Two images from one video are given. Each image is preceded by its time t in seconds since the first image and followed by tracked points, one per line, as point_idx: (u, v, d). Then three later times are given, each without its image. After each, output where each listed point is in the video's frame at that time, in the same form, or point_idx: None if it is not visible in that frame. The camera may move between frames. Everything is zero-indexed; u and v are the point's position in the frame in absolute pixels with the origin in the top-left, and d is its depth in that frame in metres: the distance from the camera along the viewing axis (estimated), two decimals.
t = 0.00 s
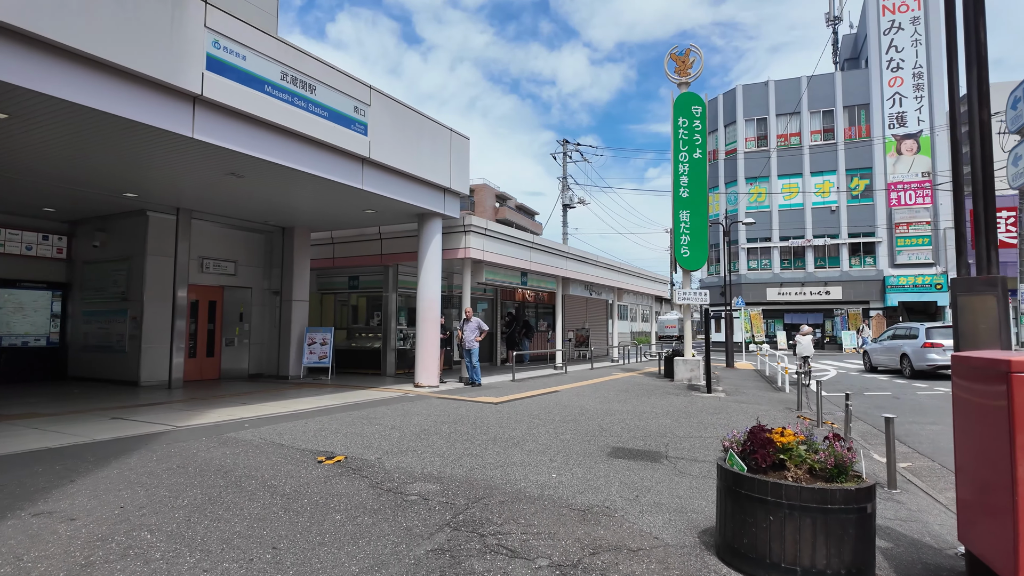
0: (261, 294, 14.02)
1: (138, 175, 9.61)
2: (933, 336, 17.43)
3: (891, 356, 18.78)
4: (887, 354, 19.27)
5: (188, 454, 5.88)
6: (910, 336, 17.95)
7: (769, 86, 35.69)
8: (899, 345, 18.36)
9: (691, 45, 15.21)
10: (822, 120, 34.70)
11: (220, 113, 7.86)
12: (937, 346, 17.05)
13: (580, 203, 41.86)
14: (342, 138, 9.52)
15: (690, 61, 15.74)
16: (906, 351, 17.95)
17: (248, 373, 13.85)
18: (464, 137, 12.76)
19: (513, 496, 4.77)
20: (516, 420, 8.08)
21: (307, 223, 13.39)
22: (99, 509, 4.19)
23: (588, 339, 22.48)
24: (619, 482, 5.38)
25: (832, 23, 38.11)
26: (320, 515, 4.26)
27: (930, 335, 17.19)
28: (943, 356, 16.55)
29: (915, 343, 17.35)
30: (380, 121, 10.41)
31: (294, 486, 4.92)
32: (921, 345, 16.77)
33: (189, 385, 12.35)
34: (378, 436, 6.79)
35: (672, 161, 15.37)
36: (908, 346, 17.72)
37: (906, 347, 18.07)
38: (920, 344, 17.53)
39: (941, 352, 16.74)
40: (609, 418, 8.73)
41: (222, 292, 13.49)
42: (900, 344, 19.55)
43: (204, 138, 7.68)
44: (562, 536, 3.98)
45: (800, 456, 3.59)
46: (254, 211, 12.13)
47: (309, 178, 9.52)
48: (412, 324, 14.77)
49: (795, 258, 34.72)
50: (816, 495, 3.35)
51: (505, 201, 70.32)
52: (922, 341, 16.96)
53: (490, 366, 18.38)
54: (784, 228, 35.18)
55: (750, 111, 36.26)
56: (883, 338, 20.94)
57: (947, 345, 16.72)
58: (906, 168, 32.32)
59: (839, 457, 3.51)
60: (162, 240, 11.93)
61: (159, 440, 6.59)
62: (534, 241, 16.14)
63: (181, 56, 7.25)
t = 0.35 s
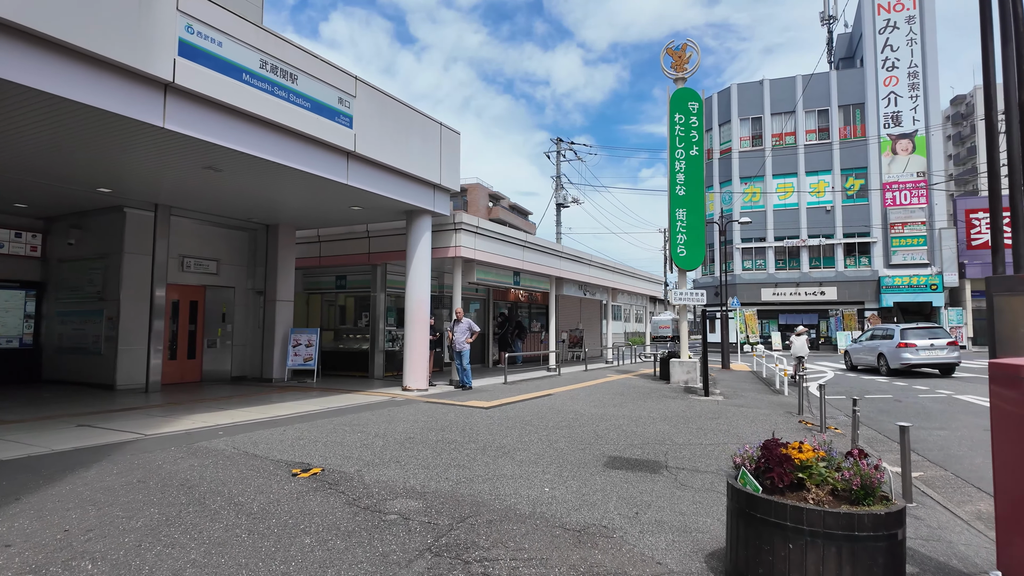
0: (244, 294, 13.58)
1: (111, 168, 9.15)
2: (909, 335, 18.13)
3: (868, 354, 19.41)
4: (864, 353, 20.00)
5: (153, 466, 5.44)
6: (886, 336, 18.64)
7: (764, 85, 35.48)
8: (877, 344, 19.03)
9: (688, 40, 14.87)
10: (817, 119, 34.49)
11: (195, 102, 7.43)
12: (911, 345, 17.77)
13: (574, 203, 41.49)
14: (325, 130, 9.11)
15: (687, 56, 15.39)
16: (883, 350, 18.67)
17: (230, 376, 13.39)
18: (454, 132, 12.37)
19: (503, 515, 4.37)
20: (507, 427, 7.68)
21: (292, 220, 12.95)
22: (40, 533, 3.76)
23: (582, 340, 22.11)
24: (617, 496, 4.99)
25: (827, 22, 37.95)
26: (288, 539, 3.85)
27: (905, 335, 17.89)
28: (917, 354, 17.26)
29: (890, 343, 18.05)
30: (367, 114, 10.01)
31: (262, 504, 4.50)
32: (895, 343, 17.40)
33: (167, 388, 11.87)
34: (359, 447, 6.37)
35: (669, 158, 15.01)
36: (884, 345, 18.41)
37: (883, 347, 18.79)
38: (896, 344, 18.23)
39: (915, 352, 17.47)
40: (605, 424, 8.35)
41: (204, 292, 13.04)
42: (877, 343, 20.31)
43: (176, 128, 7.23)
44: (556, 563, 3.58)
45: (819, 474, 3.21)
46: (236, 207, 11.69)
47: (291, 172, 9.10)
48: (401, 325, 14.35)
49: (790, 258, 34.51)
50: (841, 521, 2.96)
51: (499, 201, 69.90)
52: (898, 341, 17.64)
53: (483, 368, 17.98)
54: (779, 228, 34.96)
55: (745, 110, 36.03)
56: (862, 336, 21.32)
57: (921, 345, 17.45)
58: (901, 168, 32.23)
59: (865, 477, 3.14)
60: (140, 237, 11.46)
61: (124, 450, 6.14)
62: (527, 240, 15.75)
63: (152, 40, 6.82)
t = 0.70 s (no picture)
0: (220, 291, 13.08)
1: (72, 158, 8.63)
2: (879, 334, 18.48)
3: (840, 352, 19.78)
4: (837, 350, 20.30)
5: (103, 478, 4.97)
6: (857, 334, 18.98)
7: (753, 83, 35.35)
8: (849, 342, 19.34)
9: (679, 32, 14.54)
10: (806, 118, 34.39)
11: (159, 85, 6.95)
12: (881, 344, 18.12)
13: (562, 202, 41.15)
14: (302, 119, 8.66)
15: (678, 49, 15.05)
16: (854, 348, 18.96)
17: (205, 377, 12.86)
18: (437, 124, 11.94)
19: (484, 533, 3.96)
20: (491, 431, 7.25)
21: (270, 215, 12.44)
22: None
23: (570, 339, 21.74)
24: (608, 509, 4.59)
25: (816, 21, 37.89)
26: (239, 563, 3.41)
27: (876, 333, 18.21)
28: (887, 352, 17.57)
29: (862, 341, 18.36)
30: (346, 103, 9.56)
31: (217, 522, 4.04)
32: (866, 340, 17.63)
33: (137, 390, 11.32)
34: (332, 455, 5.92)
35: (659, 153, 14.68)
36: (856, 343, 18.72)
37: (854, 345, 19.12)
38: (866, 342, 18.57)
39: (885, 350, 17.80)
40: (594, 427, 7.96)
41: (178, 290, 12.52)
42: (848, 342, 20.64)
43: (137, 113, 6.73)
44: None
45: (836, 491, 2.84)
46: (210, 200, 11.17)
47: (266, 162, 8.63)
48: (384, 324, 13.88)
49: (779, 257, 34.40)
50: (866, 547, 2.58)
51: (487, 199, 69.43)
52: (869, 339, 17.93)
53: (469, 368, 17.54)
54: (768, 227, 34.84)
55: (735, 108, 35.88)
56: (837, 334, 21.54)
57: (891, 343, 17.80)
58: (889, 167, 32.27)
59: (893, 495, 2.74)
60: (108, 232, 10.92)
61: (75, 459, 5.65)
62: (514, 236, 15.31)
63: (110, 16, 6.34)
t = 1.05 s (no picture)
0: (197, 290, 12.57)
1: (34, 147, 8.10)
2: (856, 334, 18.99)
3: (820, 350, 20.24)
4: (816, 350, 20.72)
5: (47, 494, 4.49)
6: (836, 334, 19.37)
7: (745, 81, 35.13)
8: (827, 341, 19.81)
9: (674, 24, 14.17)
10: (798, 116, 34.19)
11: (122, 65, 6.44)
12: (858, 343, 18.64)
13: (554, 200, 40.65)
14: (279, 106, 8.20)
15: (673, 41, 14.69)
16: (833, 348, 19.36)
17: (183, 379, 12.34)
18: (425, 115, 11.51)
19: (467, 557, 3.54)
20: (478, 437, 6.82)
21: (249, 210, 11.94)
22: None
23: (562, 339, 21.34)
24: (606, 527, 4.17)
25: (808, 19, 37.72)
26: None
27: (853, 333, 18.70)
28: (864, 351, 18.03)
29: (840, 340, 18.77)
30: (326, 90, 9.10)
31: (167, 547, 3.59)
32: (846, 339, 17.92)
33: (109, 392, 10.79)
34: (305, 466, 5.46)
35: (653, 148, 14.31)
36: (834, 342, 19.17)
37: (833, 344, 19.54)
38: (845, 342, 18.98)
39: (863, 349, 18.26)
40: (588, 432, 7.56)
41: (153, 288, 12.00)
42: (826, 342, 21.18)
43: (97, 96, 6.22)
44: None
45: (872, 515, 2.45)
46: (185, 194, 10.66)
47: (240, 151, 8.13)
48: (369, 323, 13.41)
49: (771, 256, 34.22)
50: None
51: (478, 198, 68.93)
52: (847, 338, 18.36)
53: (459, 368, 17.11)
54: (760, 226, 34.62)
55: (727, 106, 35.66)
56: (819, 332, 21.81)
57: (868, 342, 18.29)
58: (882, 166, 32.16)
59: (945, 523, 2.32)
60: (76, 226, 10.37)
61: (22, 471, 5.16)
62: (505, 233, 14.88)
63: None
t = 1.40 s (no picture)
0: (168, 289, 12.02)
1: None
2: (828, 335, 19.43)
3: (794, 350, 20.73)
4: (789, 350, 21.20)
5: None
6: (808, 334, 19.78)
7: (733, 81, 35.04)
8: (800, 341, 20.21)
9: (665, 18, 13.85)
10: (786, 116, 34.14)
11: (74, 45, 5.94)
12: (830, 343, 19.10)
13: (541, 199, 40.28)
14: (250, 94, 7.72)
15: (663, 36, 14.36)
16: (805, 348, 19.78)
17: (152, 382, 11.77)
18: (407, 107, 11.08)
19: None
20: (461, 447, 6.40)
21: (223, 205, 11.41)
22: None
23: (549, 340, 20.99)
24: (599, 551, 3.77)
25: (796, 20, 37.74)
26: None
27: (825, 333, 19.15)
28: (837, 350, 18.48)
29: (814, 340, 19.17)
30: (302, 79, 8.64)
31: None
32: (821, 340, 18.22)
33: (72, 397, 10.21)
34: (269, 481, 5.00)
35: (643, 144, 13.98)
36: (807, 342, 19.57)
37: (805, 344, 19.94)
38: (817, 342, 19.41)
39: (835, 348, 18.74)
40: (578, 440, 7.17)
41: (121, 287, 11.44)
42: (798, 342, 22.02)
43: (46, 77, 5.73)
44: None
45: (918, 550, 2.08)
46: (154, 188, 10.12)
47: (208, 141, 7.64)
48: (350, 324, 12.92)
49: (759, 257, 34.16)
50: None
51: (465, 197, 68.44)
52: (820, 339, 18.81)
53: (444, 370, 16.67)
54: (747, 226, 34.53)
55: (715, 106, 35.54)
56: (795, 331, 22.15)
57: (840, 342, 18.79)
58: (869, 167, 32.20)
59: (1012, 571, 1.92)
60: (37, 222, 9.78)
61: None
62: (491, 232, 14.45)
63: None
